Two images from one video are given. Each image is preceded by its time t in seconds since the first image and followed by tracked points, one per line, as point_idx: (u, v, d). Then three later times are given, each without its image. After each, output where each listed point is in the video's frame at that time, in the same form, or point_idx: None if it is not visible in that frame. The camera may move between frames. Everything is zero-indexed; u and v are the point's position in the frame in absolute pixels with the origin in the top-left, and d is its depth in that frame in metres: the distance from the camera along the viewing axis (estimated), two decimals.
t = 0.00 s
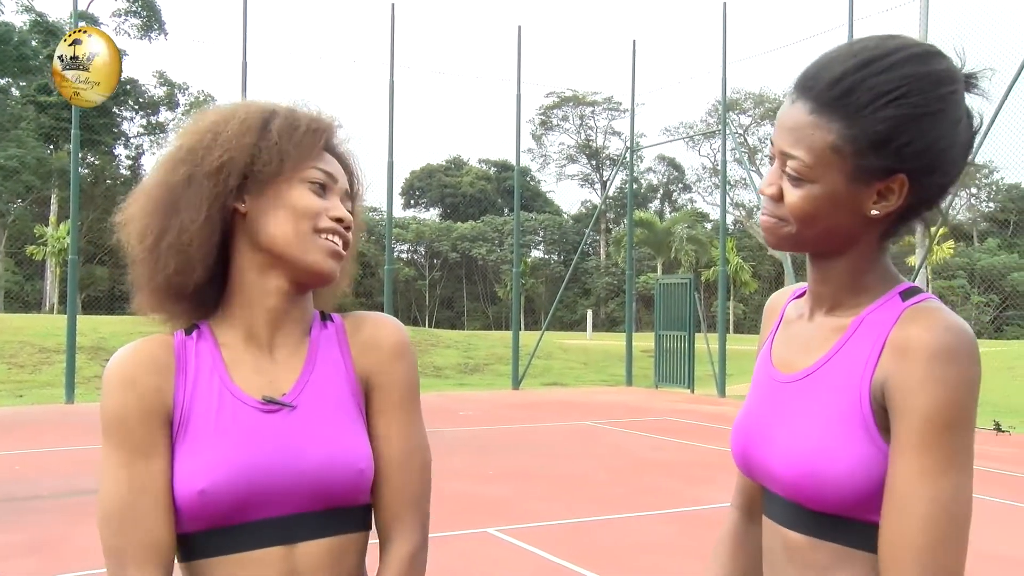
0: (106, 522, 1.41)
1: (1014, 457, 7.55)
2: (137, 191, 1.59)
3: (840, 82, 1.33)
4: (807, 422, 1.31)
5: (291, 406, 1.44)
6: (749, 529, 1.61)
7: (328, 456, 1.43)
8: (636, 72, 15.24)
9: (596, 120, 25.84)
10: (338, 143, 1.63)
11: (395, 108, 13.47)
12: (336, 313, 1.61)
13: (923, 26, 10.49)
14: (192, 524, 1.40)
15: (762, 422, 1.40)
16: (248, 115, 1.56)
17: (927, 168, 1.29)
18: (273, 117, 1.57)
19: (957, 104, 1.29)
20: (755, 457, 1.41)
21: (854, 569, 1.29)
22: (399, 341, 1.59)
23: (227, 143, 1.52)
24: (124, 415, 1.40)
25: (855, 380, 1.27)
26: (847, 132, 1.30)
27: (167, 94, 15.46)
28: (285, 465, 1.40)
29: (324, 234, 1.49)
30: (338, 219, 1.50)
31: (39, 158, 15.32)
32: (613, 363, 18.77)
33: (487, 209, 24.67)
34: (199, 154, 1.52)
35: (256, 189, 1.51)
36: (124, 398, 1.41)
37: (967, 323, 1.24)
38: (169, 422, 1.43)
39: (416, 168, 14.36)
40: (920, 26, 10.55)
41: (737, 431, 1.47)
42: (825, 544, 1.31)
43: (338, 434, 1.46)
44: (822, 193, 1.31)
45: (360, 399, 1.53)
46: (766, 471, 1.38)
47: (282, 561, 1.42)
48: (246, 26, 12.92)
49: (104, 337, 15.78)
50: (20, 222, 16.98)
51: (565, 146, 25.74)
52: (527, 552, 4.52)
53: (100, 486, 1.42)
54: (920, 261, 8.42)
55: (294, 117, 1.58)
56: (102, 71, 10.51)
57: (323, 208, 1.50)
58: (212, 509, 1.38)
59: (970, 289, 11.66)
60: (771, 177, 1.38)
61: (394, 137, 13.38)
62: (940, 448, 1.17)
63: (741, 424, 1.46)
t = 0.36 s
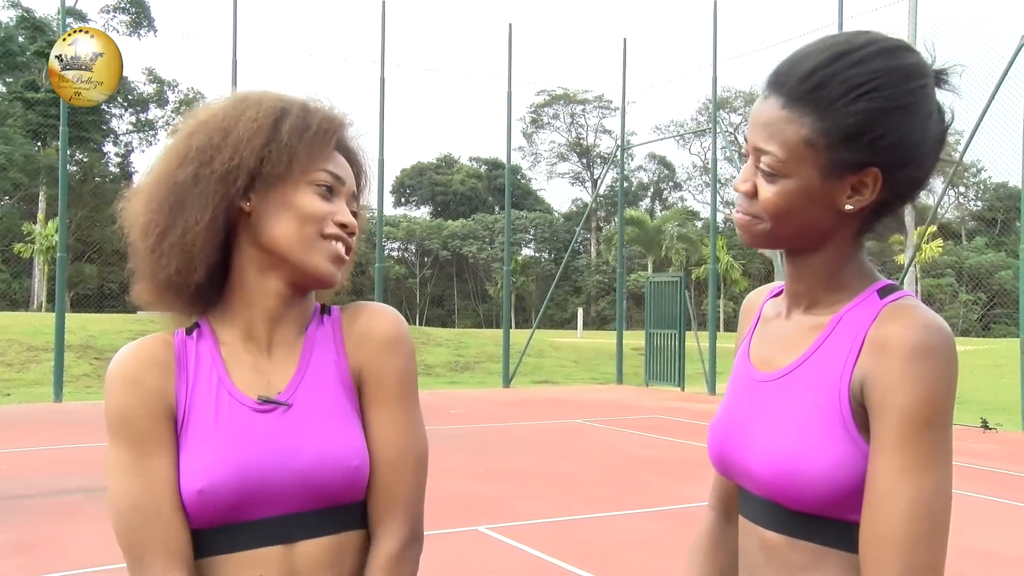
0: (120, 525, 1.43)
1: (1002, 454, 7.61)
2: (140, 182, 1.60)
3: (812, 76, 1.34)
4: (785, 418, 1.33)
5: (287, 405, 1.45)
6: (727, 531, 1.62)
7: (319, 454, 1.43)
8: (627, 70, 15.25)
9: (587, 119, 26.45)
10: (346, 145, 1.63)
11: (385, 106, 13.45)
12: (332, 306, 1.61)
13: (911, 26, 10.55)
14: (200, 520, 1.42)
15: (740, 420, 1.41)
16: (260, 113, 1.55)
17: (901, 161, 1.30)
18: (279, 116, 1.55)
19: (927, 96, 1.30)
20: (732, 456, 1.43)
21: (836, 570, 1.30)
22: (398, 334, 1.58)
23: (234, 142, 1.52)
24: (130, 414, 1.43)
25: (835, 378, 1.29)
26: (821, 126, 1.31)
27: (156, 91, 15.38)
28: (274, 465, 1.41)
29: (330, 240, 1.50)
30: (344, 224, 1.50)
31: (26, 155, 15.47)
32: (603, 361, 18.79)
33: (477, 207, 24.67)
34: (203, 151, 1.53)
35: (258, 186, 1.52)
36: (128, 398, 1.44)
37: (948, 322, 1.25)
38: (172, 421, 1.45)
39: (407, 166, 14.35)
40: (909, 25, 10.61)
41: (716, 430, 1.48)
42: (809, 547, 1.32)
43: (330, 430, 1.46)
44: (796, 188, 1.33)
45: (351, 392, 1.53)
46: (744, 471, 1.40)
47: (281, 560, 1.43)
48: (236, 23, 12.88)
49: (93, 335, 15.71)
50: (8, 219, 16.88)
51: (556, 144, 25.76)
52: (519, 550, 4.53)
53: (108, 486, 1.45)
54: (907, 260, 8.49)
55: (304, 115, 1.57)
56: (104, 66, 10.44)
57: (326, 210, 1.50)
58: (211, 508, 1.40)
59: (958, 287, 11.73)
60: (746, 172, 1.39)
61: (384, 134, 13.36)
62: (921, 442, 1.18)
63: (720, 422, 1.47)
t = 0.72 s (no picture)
0: (133, 522, 1.43)
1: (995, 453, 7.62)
2: (129, 186, 1.60)
3: (831, 66, 1.35)
4: (773, 413, 1.33)
5: (280, 401, 1.45)
6: (704, 521, 1.63)
7: (312, 450, 1.44)
8: (621, 69, 15.24)
9: (580, 117, 25.57)
10: (337, 142, 1.59)
11: (378, 104, 13.42)
12: (323, 306, 1.62)
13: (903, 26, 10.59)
14: (210, 510, 1.42)
15: (725, 416, 1.42)
16: (241, 122, 1.51)
17: (905, 147, 1.36)
18: (261, 127, 1.52)
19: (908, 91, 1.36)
20: (718, 452, 1.43)
21: (829, 567, 1.31)
22: (382, 328, 1.58)
23: (216, 155, 1.50)
24: (135, 411, 1.44)
25: (831, 373, 1.29)
26: (842, 117, 1.32)
27: (148, 89, 15.33)
28: (265, 462, 1.40)
29: (313, 253, 1.49)
30: (328, 235, 1.49)
31: (18, 152, 15.10)
32: (596, 360, 18.79)
33: (470, 205, 24.63)
34: (183, 166, 1.51)
35: (240, 198, 1.51)
36: (135, 394, 1.45)
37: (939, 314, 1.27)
38: (175, 415, 1.46)
39: (400, 164, 14.34)
40: (901, 25, 10.64)
41: (699, 427, 1.49)
42: (806, 545, 1.32)
43: (321, 425, 1.46)
44: (819, 182, 1.33)
45: (338, 388, 1.52)
46: (730, 466, 1.40)
47: (274, 557, 1.44)
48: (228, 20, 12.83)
49: (85, 334, 15.65)
50: None
51: (550, 143, 25.72)
52: (511, 549, 4.53)
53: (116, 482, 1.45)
54: (899, 260, 8.52)
55: (287, 121, 1.53)
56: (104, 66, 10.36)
57: (306, 222, 1.49)
58: (211, 503, 1.41)
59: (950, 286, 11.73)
60: (754, 175, 1.37)
61: (377, 133, 13.32)
62: (942, 445, 1.17)
63: (703, 418, 1.47)
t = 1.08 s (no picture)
0: (122, 520, 1.43)
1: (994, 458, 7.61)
2: (123, 195, 1.60)
3: (799, 72, 1.39)
4: (785, 418, 1.34)
5: (276, 406, 1.46)
6: (690, 533, 1.64)
7: (308, 456, 1.43)
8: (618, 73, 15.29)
9: (579, 122, 26.21)
10: (331, 145, 1.60)
11: (376, 108, 13.45)
12: (321, 311, 1.63)
13: (900, 30, 10.60)
14: (199, 516, 1.42)
15: (731, 419, 1.41)
16: (236, 133, 1.51)
17: (890, 146, 1.35)
18: (257, 137, 1.52)
19: (897, 92, 1.37)
20: (719, 455, 1.43)
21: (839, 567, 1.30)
22: (382, 335, 1.58)
23: (213, 160, 1.50)
24: (129, 414, 1.44)
25: (849, 377, 1.30)
26: (815, 119, 1.34)
27: (147, 92, 15.36)
28: (260, 467, 1.41)
29: (315, 259, 1.50)
30: (325, 239, 1.50)
31: (16, 155, 14.91)
32: (594, 364, 18.79)
33: (468, 209, 24.66)
34: (181, 179, 1.51)
35: (239, 206, 1.51)
36: (130, 396, 1.45)
37: (957, 326, 1.28)
38: (168, 418, 1.46)
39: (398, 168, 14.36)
40: (898, 29, 10.65)
41: (699, 429, 1.49)
42: (800, 545, 1.32)
43: (320, 430, 1.46)
44: (798, 180, 1.34)
45: (338, 396, 1.52)
46: (733, 468, 1.40)
47: (268, 561, 1.44)
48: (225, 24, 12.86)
49: (82, 337, 15.64)
50: None
51: (547, 147, 25.76)
52: (509, 553, 4.53)
53: (111, 485, 1.45)
54: (897, 264, 8.52)
55: (282, 129, 1.54)
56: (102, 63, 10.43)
57: (306, 227, 1.49)
58: (205, 506, 1.41)
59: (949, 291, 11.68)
60: (739, 180, 1.39)
61: (375, 136, 13.34)
62: (963, 460, 1.19)
63: (704, 420, 1.47)
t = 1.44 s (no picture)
0: (117, 521, 1.43)
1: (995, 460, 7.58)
2: (127, 198, 1.60)
3: (787, 80, 1.42)
4: (807, 418, 1.34)
5: (277, 405, 1.47)
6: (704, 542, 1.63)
7: (311, 453, 1.44)
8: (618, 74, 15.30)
9: (579, 122, 26.15)
10: (336, 153, 1.59)
11: (376, 108, 13.46)
12: (322, 314, 1.63)
13: (901, 31, 10.59)
14: (198, 516, 1.42)
15: (751, 421, 1.41)
16: (241, 147, 1.50)
17: (889, 140, 1.34)
18: (261, 151, 1.51)
19: (896, 92, 1.36)
20: (738, 453, 1.43)
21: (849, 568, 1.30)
22: (384, 337, 1.58)
23: (210, 168, 1.50)
24: (125, 419, 1.45)
25: (870, 381, 1.29)
26: (810, 133, 1.35)
27: (147, 93, 15.37)
28: (262, 465, 1.41)
29: (312, 268, 1.50)
30: (326, 251, 1.50)
31: (17, 156, 15.16)
32: (595, 365, 18.77)
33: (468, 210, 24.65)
34: (184, 194, 1.50)
35: (242, 219, 1.51)
36: (128, 400, 1.45)
37: (977, 332, 1.26)
38: (167, 423, 1.47)
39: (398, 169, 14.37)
40: (899, 30, 10.64)
41: (717, 429, 1.49)
42: (809, 544, 1.33)
43: (326, 430, 1.47)
44: (795, 183, 1.35)
45: (344, 398, 1.53)
46: (751, 468, 1.40)
47: (269, 557, 1.44)
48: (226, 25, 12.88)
49: (83, 337, 15.66)
50: None
51: (548, 148, 25.75)
52: (510, 553, 4.53)
53: (110, 486, 1.45)
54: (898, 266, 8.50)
55: (286, 144, 1.53)
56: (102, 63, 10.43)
57: (307, 239, 1.49)
58: (205, 505, 1.41)
59: (949, 292, 11.63)
60: (745, 189, 1.40)
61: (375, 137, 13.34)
62: (966, 454, 1.19)
63: (722, 421, 1.47)
